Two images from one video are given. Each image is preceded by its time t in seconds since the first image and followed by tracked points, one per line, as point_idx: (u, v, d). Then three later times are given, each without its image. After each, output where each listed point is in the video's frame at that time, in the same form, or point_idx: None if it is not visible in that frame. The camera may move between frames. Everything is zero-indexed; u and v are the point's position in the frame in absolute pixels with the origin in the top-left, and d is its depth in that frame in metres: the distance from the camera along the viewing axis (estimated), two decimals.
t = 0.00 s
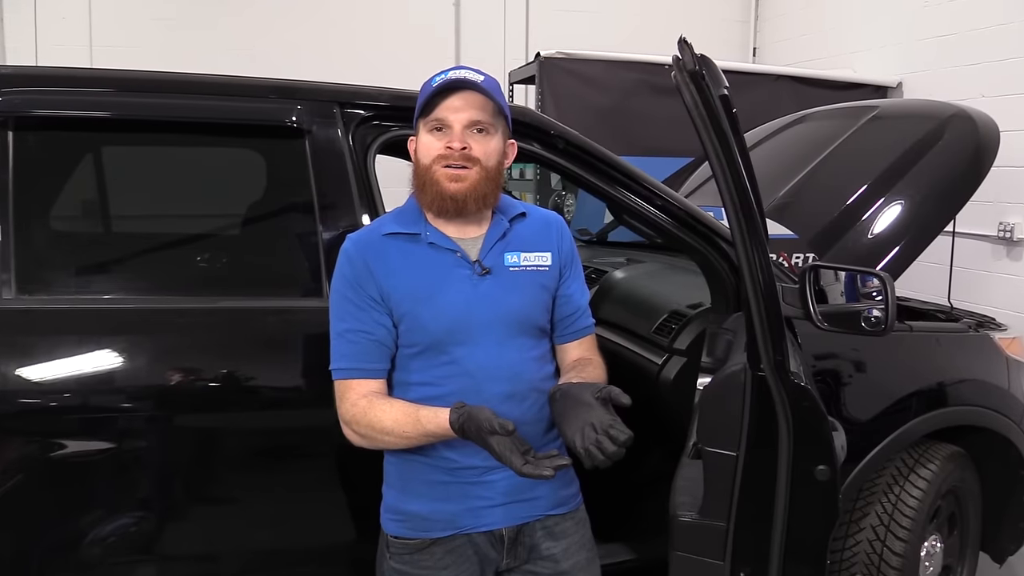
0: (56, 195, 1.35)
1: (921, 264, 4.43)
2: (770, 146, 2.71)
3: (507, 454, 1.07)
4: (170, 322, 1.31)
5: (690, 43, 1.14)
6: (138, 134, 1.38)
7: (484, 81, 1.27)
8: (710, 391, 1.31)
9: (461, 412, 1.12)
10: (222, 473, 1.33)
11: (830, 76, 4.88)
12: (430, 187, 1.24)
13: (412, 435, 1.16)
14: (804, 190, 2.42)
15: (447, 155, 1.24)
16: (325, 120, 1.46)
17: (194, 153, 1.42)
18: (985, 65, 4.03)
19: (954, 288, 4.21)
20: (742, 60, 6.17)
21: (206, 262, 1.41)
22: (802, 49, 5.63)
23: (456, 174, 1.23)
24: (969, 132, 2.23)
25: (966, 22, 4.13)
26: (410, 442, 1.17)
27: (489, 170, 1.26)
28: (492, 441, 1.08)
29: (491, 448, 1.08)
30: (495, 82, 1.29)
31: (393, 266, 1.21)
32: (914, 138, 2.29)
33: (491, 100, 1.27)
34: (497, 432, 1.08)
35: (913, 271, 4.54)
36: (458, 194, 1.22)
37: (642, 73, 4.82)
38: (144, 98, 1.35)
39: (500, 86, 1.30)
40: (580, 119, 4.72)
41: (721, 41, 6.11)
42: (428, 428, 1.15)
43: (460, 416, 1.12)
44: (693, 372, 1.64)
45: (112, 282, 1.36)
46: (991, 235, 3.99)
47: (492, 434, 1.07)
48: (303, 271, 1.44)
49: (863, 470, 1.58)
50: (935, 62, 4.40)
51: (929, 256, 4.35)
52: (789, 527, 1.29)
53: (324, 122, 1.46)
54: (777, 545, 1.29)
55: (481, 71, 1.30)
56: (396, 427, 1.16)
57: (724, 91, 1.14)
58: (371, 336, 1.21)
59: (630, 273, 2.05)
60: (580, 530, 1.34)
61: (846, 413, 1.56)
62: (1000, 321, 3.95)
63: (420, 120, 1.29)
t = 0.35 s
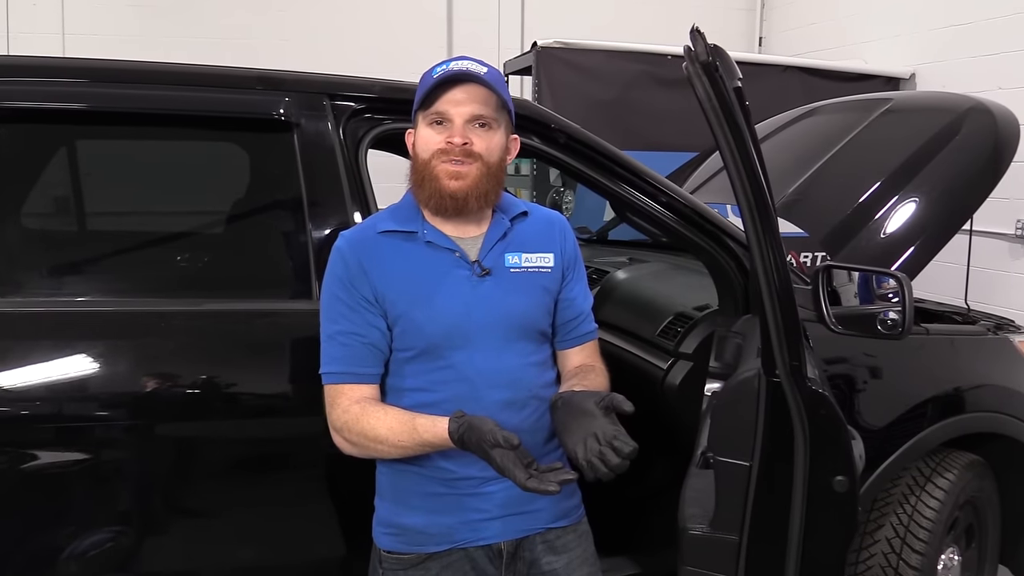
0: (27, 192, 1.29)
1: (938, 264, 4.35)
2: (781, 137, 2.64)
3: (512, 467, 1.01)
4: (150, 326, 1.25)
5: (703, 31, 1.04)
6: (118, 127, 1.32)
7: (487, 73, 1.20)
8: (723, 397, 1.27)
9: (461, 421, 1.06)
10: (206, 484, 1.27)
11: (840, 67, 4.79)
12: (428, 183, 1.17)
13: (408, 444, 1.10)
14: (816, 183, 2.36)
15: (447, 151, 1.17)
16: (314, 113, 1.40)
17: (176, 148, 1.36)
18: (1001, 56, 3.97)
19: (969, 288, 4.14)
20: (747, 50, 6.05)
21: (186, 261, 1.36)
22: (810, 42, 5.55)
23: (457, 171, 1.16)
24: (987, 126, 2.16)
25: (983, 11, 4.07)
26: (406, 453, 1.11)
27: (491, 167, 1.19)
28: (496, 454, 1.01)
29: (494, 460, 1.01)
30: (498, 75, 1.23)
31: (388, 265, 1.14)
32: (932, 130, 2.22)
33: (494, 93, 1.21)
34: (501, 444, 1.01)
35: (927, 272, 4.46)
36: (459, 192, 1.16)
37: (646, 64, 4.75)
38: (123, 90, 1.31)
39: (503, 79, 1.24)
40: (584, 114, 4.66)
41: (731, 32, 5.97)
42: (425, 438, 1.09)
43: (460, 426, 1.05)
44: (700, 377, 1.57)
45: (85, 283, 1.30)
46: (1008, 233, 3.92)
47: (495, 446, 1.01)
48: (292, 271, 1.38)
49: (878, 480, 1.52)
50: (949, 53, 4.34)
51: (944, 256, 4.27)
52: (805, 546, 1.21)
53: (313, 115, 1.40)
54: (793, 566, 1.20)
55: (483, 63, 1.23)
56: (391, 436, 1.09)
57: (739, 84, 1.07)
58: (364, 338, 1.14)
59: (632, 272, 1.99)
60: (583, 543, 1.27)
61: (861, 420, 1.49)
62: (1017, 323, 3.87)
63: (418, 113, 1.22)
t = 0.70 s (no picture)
0: (13, 190, 1.28)
1: (930, 262, 4.39)
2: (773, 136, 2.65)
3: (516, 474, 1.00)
4: (140, 327, 1.24)
5: (705, 30, 1.03)
6: (105, 125, 1.30)
7: (484, 72, 1.19)
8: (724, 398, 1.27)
9: (461, 431, 1.05)
10: (198, 487, 1.25)
11: (830, 65, 4.82)
12: (425, 185, 1.16)
13: (403, 450, 1.09)
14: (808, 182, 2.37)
15: (444, 152, 1.17)
16: (307, 111, 1.39)
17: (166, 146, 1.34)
18: (990, 55, 3.99)
19: (961, 287, 4.17)
20: (738, 49, 6.08)
21: (176, 261, 1.35)
22: (801, 40, 5.58)
23: (454, 173, 1.15)
24: (980, 125, 2.16)
25: (972, 11, 4.09)
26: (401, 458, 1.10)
27: (488, 168, 1.19)
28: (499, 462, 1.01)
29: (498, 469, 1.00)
30: (495, 73, 1.21)
31: (384, 265, 1.13)
32: (925, 129, 2.22)
33: (491, 92, 1.20)
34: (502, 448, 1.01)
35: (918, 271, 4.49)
36: (456, 194, 1.15)
37: (637, 63, 4.75)
38: (110, 87, 1.29)
39: (500, 77, 1.22)
40: (576, 113, 4.67)
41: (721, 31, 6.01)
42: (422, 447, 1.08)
43: (459, 436, 1.04)
44: (694, 376, 1.57)
45: (73, 283, 1.29)
46: (997, 232, 3.96)
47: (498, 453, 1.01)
48: (285, 271, 1.37)
49: (872, 478, 1.52)
50: (939, 53, 4.36)
51: (935, 254, 4.30)
52: (805, 546, 1.21)
53: (306, 113, 1.39)
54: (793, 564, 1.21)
55: (479, 61, 1.22)
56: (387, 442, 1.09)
57: (740, 82, 1.06)
58: (359, 339, 1.12)
59: (626, 272, 1.99)
60: (579, 543, 1.27)
61: (856, 418, 1.50)
62: (1008, 321, 3.91)
63: (415, 111, 1.21)
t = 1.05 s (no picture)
0: None
1: (920, 259, 4.41)
2: (766, 134, 2.67)
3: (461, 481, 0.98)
4: (132, 325, 1.22)
5: (705, 26, 1.05)
6: (94, 121, 1.29)
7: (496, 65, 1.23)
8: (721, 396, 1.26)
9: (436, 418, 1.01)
10: (191, 486, 1.24)
11: (819, 63, 4.84)
12: (441, 170, 1.16)
13: (375, 445, 1.06)
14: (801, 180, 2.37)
15: (460, 139, 1.18)
16: (301, 108, 1.38)
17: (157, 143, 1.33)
18: (978, 53, 4.03)
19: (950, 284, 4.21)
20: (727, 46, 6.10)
21: (166, 258, 1.33)
22: (789, 38, 5.60)
23: (471, 158, 1.17)
24: (971, 122, 2.18)
25: (959, 8, 4.13)
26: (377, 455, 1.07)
27: (500, 157, 1.21)
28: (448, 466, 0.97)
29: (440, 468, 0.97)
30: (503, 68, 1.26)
31: (382, 259, 1.13)
32: (917, 126, 2.23)
33: (502, 86, 1.25)
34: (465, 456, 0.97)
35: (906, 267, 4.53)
36: (474, 179, 1.16)
37: (626, 59, 4.76)
38: (98, 83, 1.27)
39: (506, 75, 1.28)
40: (566, 109, 4.66)
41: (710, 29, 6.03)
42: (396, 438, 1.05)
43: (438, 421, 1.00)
44: (688, 374, 1.56)
45: (61, 281, 1.27)
46: (985, 228, 3.99)
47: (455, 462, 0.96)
48: (278, 269, 1.36)
49: (865, 474, 1.54)
50: (927, 50, 4.40)
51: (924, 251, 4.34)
52: (803, 543, 1.22)
53: (299, 110, 1.38)
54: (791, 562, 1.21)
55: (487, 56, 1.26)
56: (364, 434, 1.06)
57: (739, 78, 1.10)
58: (356, 332, 1.11)
59: (619, 269, 1.99)
60: (576, 539, 1.27)
61: (850, 415, 1.51)
62: (996, 317, 3.95)
63: (423, 102, 1.21)
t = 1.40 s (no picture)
0: None
1: (916, 257, 4.42)
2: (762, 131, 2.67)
3: (522, 443, 1.05)
4: (128, 322, 1.21)
5: (710, 23, 1.06)
6: (90, 117, 1.28)
7: (512, 73, 1.22)
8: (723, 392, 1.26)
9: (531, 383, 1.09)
10: (189, 484, 1.24)
11: (814, 60, 4.85)
12: (441, 174, 1.16)
13: (419, 423, 1.07)
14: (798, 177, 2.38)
15: (464, 146, 1.17)
16: (299, 103, 1.37)
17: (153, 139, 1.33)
18: (972, 50, 4.05)
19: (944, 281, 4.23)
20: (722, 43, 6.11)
21: (161, 255, 1.32)
22: (784, 35, 5.62)
23: (472, 166, 1.16)
24: (968, 119, 2.18)
25: (954, 5, 4.14)
26: (416, 432, 1.08)
27: (503, 167, 1.20)
28: (523, 426, 1.04)
29: (515, 423, 1.04)
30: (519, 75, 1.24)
31: (387, 255, 1.13)
32: (915, 122, 2.23)
33: (516, 95, 1.23)
34: (548, 428, 1.05)
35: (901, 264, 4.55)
36: (472, 188, 1.15)
37: (621, 56, 4.75)
38: (94, 78, 1.26)
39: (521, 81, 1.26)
40: (562, 106, 4.65)
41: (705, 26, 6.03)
42: (442, 409, 1.07)
43: (540, 387, 1.08)
44: (687, 370, 1.56)
45: (55, 277, 1.26)
46: (980, 225, 4.01)
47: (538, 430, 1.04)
48: (276, 265, 1.36)
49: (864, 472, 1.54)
50: (921, 48, 4.42)
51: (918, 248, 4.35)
52: (807, 542, 1.22)
53: (298, 105, 1.37)
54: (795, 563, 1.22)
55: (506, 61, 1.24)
56: (402, 411, 1.07)
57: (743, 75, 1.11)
58: (364, 324, 1.11)
59: (616, 266, 2.00)
60: (578, 540, 1.27)
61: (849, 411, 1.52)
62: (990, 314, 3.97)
63: (434, 99, 1.21)
